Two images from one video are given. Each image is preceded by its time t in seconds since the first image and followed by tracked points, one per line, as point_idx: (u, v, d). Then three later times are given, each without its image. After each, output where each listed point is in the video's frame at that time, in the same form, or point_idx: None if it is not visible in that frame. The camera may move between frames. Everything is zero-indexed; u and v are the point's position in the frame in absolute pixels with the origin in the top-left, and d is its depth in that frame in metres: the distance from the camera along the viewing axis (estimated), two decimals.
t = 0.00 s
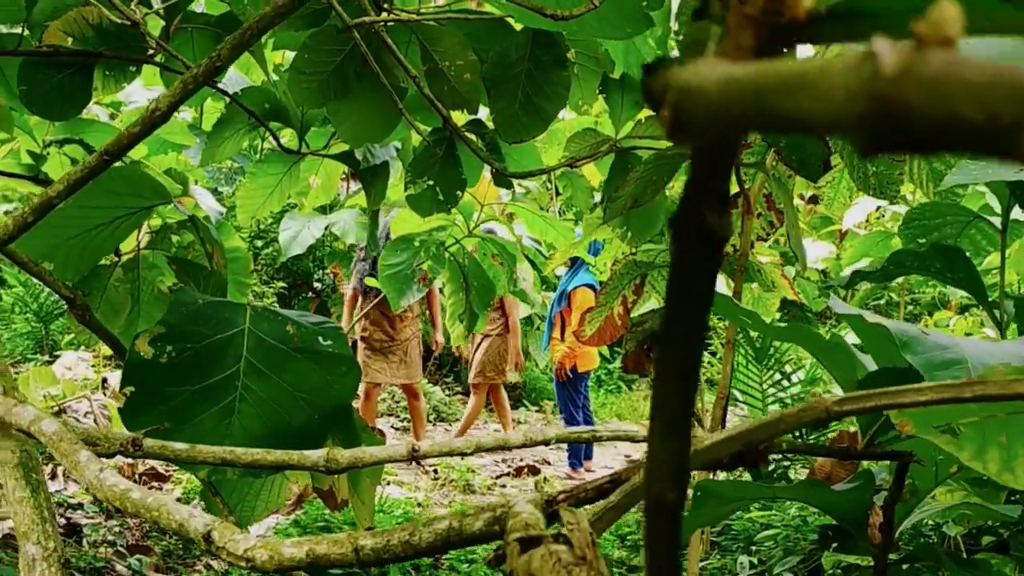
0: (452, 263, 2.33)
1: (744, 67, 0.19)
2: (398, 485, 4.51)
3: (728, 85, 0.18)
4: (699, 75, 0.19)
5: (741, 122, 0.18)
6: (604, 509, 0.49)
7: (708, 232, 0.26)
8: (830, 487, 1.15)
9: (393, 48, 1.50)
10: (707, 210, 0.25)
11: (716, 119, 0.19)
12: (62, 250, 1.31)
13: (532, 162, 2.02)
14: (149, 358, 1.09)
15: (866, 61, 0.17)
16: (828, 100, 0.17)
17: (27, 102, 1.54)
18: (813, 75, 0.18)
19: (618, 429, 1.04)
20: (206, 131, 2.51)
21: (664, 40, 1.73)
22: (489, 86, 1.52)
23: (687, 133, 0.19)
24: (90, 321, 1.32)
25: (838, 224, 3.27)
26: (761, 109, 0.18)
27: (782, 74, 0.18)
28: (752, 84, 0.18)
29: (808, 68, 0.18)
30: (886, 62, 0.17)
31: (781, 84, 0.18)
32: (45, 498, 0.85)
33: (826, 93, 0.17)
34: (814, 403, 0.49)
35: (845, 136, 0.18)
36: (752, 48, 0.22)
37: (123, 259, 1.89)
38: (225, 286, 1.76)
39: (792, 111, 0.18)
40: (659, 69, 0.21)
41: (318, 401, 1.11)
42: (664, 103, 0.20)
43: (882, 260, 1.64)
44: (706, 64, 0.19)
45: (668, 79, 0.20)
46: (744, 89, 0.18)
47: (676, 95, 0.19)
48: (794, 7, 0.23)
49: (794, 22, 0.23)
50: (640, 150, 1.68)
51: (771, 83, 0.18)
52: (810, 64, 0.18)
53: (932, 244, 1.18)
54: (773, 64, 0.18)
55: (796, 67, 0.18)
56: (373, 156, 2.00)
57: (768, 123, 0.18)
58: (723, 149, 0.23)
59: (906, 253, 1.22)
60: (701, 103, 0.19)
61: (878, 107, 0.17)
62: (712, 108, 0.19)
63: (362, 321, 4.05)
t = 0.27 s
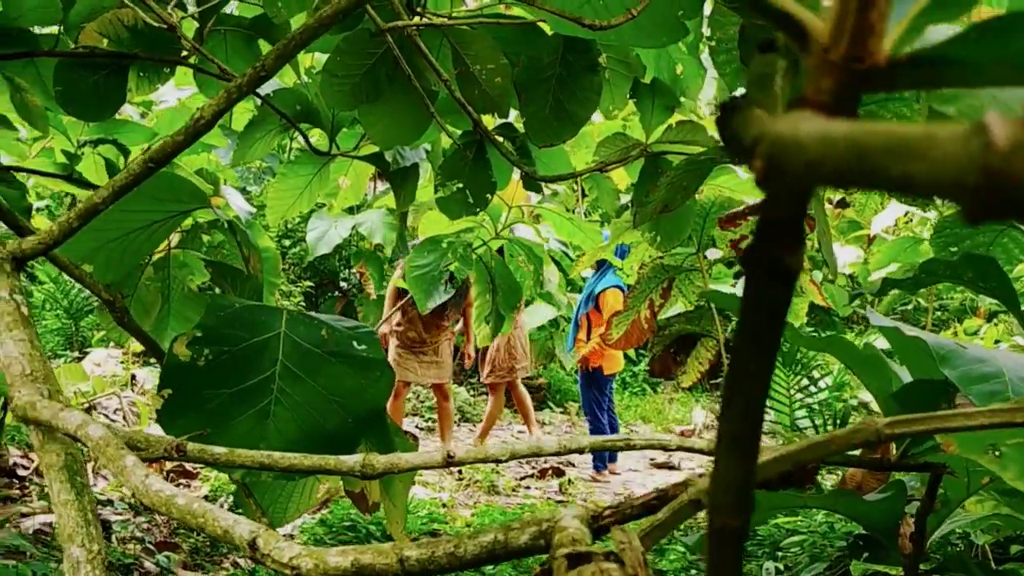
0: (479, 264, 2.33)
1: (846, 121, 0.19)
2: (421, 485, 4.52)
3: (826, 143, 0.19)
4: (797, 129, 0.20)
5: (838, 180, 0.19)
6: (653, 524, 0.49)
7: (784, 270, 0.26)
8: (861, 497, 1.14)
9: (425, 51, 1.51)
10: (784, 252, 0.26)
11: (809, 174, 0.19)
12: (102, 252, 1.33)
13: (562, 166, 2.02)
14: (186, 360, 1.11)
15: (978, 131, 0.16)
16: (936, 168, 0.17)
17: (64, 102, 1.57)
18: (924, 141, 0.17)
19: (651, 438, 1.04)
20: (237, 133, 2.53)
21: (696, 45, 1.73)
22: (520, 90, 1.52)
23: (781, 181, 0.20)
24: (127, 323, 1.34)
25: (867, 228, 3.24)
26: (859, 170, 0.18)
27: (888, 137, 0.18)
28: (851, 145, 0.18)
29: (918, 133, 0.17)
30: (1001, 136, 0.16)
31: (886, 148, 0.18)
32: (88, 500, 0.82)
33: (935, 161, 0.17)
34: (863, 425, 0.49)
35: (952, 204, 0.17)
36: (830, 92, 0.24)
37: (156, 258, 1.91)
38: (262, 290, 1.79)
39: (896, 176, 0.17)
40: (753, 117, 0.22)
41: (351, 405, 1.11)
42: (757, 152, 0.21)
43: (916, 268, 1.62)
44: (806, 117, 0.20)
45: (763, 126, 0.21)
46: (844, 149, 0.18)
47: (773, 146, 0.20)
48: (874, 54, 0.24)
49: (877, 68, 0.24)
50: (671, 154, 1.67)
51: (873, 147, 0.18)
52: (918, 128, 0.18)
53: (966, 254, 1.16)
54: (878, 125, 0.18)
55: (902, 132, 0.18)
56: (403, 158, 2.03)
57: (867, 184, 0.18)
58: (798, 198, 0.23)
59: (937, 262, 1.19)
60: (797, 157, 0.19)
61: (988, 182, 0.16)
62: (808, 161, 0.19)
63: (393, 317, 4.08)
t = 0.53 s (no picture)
0: (507, 266, 2.33)
1: (900, 140, 0.19)
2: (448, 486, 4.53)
3: (879, 162, 0.18)
4: (849, 146, 0.19)
5: (891, 202, 0.18)
6: (687, 535, 0.48)
7: (827, 285, 0.26)
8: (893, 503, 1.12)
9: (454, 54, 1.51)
10: (828, 266, 0.25)
11: (861, 192, 0.19)
12: (133, 256, 1.34)
13: (590, 169, 2.01)
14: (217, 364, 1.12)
15: None
16: (991, 190, 0.16)
17: (96, 105, 1.58)
18: (979, 160, 0.16)
19: (682, 443, 1.03)
20: (266, 136, 2.55)
21: (726, 47, 1.72)
22: (549, 92, 1.52)
23: (831, 198, 0.20)
24: (159, 326, 1.35)
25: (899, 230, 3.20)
26: (914, 189, 0.17)
27: (945, 157, 0.17)
28: (907, 167, 0.18)
29: (974, 155, 0.17)
30: None
31: (939, 169, 0.17)
32: (122, 504, 0.83)
33: (989, 182, 0.16)
34: (903, 436, 0.48)
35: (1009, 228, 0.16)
36: (877, 106, 0.23)
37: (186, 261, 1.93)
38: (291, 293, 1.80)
39: (949, 198, 0.17)
40: (800, 134, 0.22)
41: (380, 409, 1.12)
42: (808, 168, 0.20)
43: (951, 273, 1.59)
44: (858, 134, 0.19)
45: (813, 143, 0.21)
46: (896, 169, 0.18)
47: (823, 163, 0.20)
48: (923, 66, 0.23)
49: (925, 81, 0.23)
50: (700, 157, 1.66)
51: (928, 166, 0.17)
52: (975, 149, 0.17)
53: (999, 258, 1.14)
54: (933, 146, 0.18)
55: (958, 153, 0.17)
56: (430, 161, 2.03)
57: (921, 203, 0.17)
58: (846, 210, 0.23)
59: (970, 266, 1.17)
60: (848, 176, 0.19)
61: None
62: (860, 180, 0.19)
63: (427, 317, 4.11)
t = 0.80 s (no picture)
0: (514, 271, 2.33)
1: (910, 167, 0.19)
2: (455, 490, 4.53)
3: (889, 188, 0.19)
4: (859, 173, 0.20)
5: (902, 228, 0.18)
6: (697, 547, 0.48)
7: (837, 305, 0.26)
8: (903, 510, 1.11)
9: (462, 60, 1.51)
10: (839, 286, 0.25)
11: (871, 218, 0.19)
12: (143, 263, 1.35)
13: (597, 173, 2.02)
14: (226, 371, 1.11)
15: None
16: (1001, 219, 0.16)
17: (105, 110, 1.59)
18: (989, 191, 0.17)
19: (690, 450, 1.03)
20: (274, 140, 2.56)
21: (733, 52, 1.72)
22: (557, 97, 1.52)
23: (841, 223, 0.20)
24: (168, 331, 1.35)
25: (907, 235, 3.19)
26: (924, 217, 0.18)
27: (953, 185, 0.18)
28: (918, 195, 0.18)
29: (985, 185, 0.17)
30: None
31: (951, 198, 0.17)
32: (132, 511, 0.83)
33: (998, 214, 0.16)
34: (914, 449, 0.48)
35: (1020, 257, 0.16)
36: (887, 127, 0.24)
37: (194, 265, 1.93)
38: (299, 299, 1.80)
39: (958, 227, 0.17)
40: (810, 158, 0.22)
41: (389, 415, 1.12)
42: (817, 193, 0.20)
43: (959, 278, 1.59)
44: (866, 161, 0.20)
45: (823, 168, 0.21)
46: (906, 195, 0.18)
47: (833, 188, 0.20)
48: (933, 87, 0.24)
49: (934, 102, 0.23)
50: (708, 162, 1.66)
51: (939, 194, 0.18)
52: (984, 179, 0.17)
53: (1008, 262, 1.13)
54: (943, 172, 0.18)
55: (965, 181, 0.17)
56: (438, 165, 2.04)
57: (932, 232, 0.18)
58: (856, 233, 0.23)
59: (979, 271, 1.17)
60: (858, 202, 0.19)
61: None
62: (871, 207, 0.19)
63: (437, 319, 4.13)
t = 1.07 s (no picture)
0: (515, 284, 2.33)
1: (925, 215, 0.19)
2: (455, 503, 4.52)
3: (904, 237, 0.19)
4: (874, 220, 0.20)
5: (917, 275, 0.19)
6: (702, 569, 0.49)
7: (849, 335, 0.26)
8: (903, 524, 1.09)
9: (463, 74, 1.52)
10: (850, 315, 0.25)
11: (887, 266, 0.19)
12: (145, 276, 1.34)
13: (598, 187, 2.02)
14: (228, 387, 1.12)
15: None
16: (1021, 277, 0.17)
17: (107, 124, 1.60)
18: (1008, 246, 0.17)
19: (692, 466, 1.02)
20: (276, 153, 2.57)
21: (734, 68, 1.73)
22: (558, 112, 1.52)
23: (856, 268, 0.20)
24: (171, 346, 1.33)
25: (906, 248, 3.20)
26: (940, 266, 0.18)
27: (972, 239, 0.18)
28: (932, 245, 0.18)
29: (1001, 239, 0.17)
30: None
31: (964, 251, 0.18)
32: (134, 529, 0.83)
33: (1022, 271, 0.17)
34: (917, 471, 0.48)
35: None
36: (899, 162, 0.24)
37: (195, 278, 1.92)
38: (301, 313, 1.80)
39: (976, 281, 0.17)
40: (826, 199, 0.22)
41: (393, 431, 1.12)
42: (831, 239, 0.21)
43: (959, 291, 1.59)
44: (882, 208, 0.20)
45: (836, 212, 0.21)
46: (922, 246, 0.18)
47: (848, 235, 0.20)
48: (945, 122, 0.24)
49: (944, 138, 0.23)
50: (709, 176, 1.66)
51: (959, 247, 0.18)
52: (1003, 231, 0.18)
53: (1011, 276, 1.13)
54: (961, 224, 0.18)
55: (983, 235, 0.18)
56: (440, 178, 2.02)
57: (949, 282, 0.18)
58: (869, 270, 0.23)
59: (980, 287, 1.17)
60: (873, 250, 0.20)
61: None
62: (884, 255, 0.19)
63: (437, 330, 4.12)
